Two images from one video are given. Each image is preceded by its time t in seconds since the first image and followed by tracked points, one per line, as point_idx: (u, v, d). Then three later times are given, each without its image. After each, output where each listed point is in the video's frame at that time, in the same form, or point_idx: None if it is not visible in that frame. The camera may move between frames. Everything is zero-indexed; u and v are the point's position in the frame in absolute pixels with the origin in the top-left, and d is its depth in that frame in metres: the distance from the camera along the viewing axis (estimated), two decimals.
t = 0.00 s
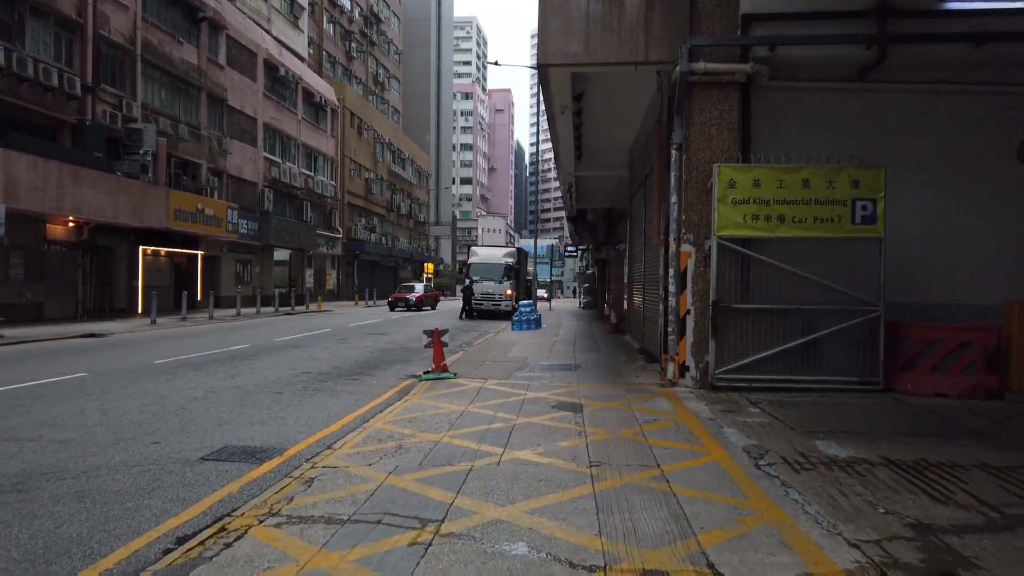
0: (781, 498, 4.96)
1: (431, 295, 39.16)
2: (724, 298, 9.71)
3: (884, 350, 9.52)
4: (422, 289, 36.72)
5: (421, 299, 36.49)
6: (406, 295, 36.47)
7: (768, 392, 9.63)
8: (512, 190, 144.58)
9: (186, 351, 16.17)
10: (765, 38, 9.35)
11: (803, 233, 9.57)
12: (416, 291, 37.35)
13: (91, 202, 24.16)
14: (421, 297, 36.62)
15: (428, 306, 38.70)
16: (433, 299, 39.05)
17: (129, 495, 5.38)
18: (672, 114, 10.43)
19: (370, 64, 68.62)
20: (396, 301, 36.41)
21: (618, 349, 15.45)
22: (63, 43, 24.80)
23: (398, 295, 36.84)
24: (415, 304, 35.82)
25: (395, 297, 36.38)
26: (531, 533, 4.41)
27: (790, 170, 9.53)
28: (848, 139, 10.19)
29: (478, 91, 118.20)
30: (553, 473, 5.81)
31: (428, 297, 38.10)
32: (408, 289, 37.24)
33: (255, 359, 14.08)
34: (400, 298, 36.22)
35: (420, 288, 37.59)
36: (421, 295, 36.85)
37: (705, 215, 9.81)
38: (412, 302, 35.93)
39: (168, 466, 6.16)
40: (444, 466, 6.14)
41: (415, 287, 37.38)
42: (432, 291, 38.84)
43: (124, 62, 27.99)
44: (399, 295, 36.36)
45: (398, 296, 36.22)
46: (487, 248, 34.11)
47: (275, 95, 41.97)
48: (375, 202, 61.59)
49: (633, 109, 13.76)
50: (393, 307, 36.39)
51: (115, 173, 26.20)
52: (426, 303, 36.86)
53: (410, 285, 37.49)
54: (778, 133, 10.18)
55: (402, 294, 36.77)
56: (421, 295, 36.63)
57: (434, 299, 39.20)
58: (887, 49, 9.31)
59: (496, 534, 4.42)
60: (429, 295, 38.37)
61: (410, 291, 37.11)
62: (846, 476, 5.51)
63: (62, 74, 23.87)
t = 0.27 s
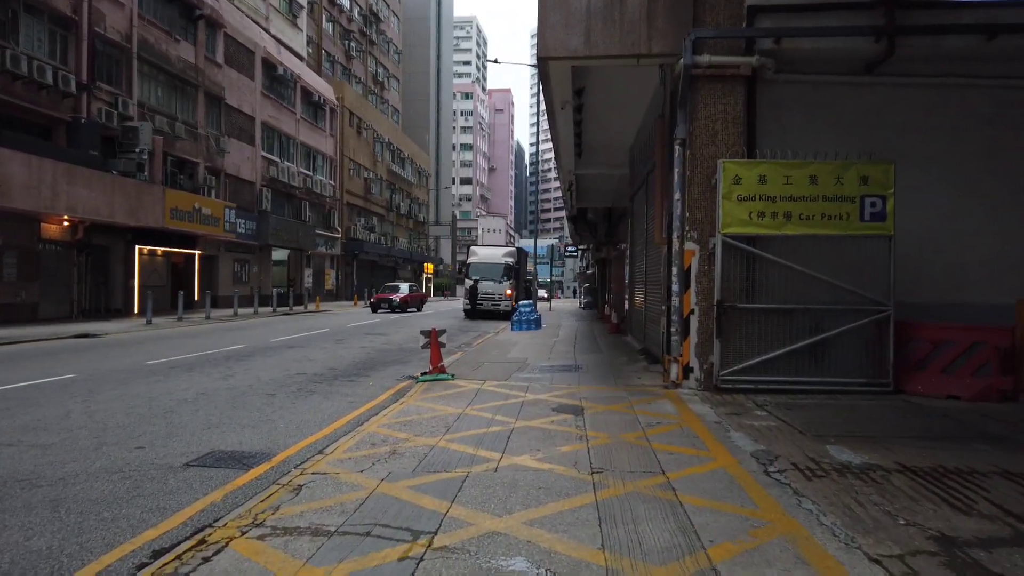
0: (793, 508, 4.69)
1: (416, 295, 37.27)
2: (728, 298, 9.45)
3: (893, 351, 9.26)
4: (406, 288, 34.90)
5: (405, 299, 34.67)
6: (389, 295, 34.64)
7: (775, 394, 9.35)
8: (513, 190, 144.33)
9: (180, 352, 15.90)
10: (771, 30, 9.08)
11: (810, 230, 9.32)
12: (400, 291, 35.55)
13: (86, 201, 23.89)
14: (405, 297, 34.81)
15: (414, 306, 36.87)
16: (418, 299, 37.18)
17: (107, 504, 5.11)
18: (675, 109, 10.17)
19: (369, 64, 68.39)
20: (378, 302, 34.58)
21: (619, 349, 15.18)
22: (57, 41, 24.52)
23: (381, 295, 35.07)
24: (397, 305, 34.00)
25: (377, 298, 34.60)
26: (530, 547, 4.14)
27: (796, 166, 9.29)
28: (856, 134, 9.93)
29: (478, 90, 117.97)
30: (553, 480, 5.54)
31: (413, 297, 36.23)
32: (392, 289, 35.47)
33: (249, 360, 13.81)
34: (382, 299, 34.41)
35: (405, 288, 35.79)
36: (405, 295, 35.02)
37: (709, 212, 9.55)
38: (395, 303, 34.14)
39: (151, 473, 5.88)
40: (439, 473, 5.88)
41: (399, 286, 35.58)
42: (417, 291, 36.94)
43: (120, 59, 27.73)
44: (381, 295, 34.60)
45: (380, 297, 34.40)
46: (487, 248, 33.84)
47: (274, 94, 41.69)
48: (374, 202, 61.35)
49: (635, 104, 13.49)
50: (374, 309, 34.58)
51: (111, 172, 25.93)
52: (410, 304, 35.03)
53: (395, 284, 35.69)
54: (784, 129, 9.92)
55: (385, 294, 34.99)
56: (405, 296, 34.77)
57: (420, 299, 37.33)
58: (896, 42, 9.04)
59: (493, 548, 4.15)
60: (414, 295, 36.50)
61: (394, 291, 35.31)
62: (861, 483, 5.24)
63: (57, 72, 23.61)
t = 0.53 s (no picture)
0: (809, 527, 4.38)
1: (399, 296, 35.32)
2: (733, 300, 9.15)
3: (904, 355, 8.96)
4: (388, 289, 33.10)
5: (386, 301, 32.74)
6: (369, 296, 32.75)
7: (782, 399, 9.04)
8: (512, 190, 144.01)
9: (172, 354, 15.58)
10: (778, 24, 8.78)
11: (818, 231, 9.01)
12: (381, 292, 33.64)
13: (79, 201, 23.57)
14: (386, 299, 32.94)
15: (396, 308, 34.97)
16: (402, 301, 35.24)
17: (76, 522, 4.80)
18: (678, 106, 9.86)
19: (368, 64, 68.12)
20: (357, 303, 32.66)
21: (620, 352, 14.88)
22: (51, 39, 24.20)
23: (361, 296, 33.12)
24: (377, 307, 32.16)
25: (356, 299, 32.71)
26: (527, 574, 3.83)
27: (803, 164, 8.99)
28: (865, 131, 9.62)
29: (477, 90, 117.69)
30: (553, 495, 5.22)
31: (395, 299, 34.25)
32: (372, 290, 33.57)
33: (242, 363, 13.50)
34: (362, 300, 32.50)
35: (386, 289, 33.86)
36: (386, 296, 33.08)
37: (713, 212, 9.25)
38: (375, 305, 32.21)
39: (128, 487, 5.57)
40: (432, 487, 5.58)
41: (380, 287, 33.68)
42: (399, 292, 35.03)
43: (114, 58, 27.41)
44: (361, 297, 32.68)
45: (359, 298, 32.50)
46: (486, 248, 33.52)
47: (271, 93, 41.36)
48: (373, 202, 61.04)
49: (636, 101, 13.19)
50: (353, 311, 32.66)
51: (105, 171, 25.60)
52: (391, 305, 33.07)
53: (375, 285, 33.79)
54: (789, 126, 9.61)
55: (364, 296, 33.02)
56: (386, 297, 32.93)
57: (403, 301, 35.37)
58: (906, 35, 8.74)
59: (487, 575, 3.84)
60: (396, 297, 34.53)
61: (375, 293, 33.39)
62: (880, 499, 4.93)
63: (50, 70, 23.29)
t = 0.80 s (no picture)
0: (826, 540, 4.11)
1: (381, 296, 33.06)
2: (738, 299, 8.88)
3: (915, 355, 8.68)
4: (368, 289, 30.92)
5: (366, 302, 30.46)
6: (347, 296, 30.38)
7: (789, 401, 8.76)
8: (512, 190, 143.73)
9: (165, 355, 15.29)
10: (784, 13, 8.49)
11: (826, 227, 8.74)
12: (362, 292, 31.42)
13: (73, 200, 23.30)
14: (365, 299, 30.68)
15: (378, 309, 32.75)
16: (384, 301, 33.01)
17: (46, 534, 4.51)
18: (682, 99, 9.58)
19: (367, 63, 67.84)
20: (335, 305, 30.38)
21: (621, 352, 14.58)
22: (45, 36, 23.90)
23: (339, 297, 30.81)
24: (356, 308, 29.85)
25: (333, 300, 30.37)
26: None
27: (811, 158, 8.72)
28: (874, 125, 9.33)
29: (477, 89, 117.40)
30: (553, 505, 4.94)
31: (376, 299, 32.01)
32: (352, 290, 31.34)
33: (235, 363, 13.22)
34: (339, 301, 30.18)
35: (367, 289, 31.65)
36: (366, 297, 30.80)
37: (718, 208, 8.98)
38: (354, 306, 29.92)
39: (105, 495, 5.29)
40: (426, 494, 5.30)
41: (360, 287, 31.43)
42: (381, 292, 32.83)
43: (110, 55, 27.13)
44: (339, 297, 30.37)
45: (336, 299, 30.18)
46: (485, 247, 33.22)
47: (269, 92, 41.05)
48: (372, 202, 60.76)
49: (637, 95, 12.90)
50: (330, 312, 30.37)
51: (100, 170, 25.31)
52: (372, 306, 30.80)
53: (356, 285, 31.58)
54: (796, 119, 9.32)
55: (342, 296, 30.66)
56: (366, 297, 30.76)
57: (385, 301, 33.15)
58: (917, 26, 8.45)
59: None
60: (378, 297, 32.29)
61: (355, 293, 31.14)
62: (900, 508, 4.65)
63: (44, 67, 23.00)
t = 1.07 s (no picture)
0: (844, 561, 3.83)
1: (360, 298, 30.72)
2: (743, 300, 8.61)
3: (926, 358, 8.41)
4: (345, 290, 28.68)
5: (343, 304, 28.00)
6: (322, 298, 28.04)
7: (796, 406, 8.49)
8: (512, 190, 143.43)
9: (157, 357, 15.00)
10: (791, 6, 8.22)
11: (835, 226, 8.47)
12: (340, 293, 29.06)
13: (67, 199, 23.02)
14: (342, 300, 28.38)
15: (357, 311, 30.41)
16: (364, 303, 30.67)
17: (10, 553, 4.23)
18: (685, 94, 9.30)
19: (366, 62, 67.57)
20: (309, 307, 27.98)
21: (622, 354, 14.29)
22: (39, 33, 23.61)
23: (314, 298, 28.45)
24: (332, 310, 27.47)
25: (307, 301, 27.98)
26: None
27: (819, 156, 8.44)
28: (883, 122, 9.06)
29: (476, 89, 117.11)
30: (551, 520, 4.66)
31: (354, 301, 29.62)
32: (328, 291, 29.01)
33: (228, 366, 12.93)
34: (313, 303, 27.76)
35: (345, 290, 29.31)
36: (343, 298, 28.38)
37: (722, 207, 8.70)
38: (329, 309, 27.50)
39: (79, 509, 5.01)
40: (418, 508, 5.02)
41: (337, 287, 29.05)
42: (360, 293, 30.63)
43: (105, 53, 26.85)
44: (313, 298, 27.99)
45: (310, 300, 27.78)
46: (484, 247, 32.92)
47: (267, 91, 40.76)
48: (371, 202, 60.47)
49: (639, 92, 12.63)
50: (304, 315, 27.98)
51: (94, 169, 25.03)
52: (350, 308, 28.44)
53: (333, 285, 29.25)
54: (803, 115, 9.05)
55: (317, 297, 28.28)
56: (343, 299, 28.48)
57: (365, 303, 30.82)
58: (929, 19, 8.17)
59: None
60: (357, 298, 29.93)
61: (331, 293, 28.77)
62: (921, 525, 4.37)
63: (38, 65, 22.72)
